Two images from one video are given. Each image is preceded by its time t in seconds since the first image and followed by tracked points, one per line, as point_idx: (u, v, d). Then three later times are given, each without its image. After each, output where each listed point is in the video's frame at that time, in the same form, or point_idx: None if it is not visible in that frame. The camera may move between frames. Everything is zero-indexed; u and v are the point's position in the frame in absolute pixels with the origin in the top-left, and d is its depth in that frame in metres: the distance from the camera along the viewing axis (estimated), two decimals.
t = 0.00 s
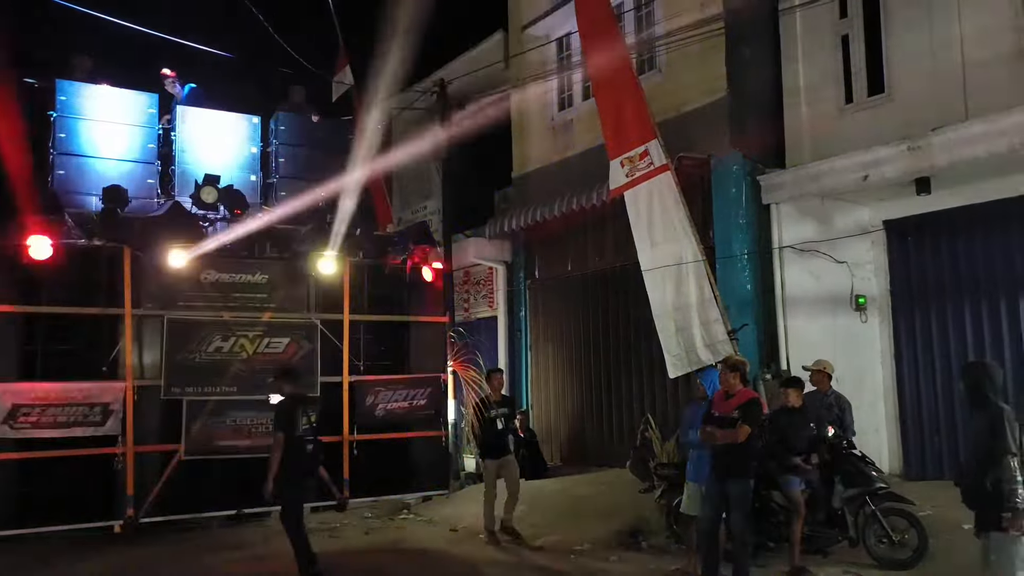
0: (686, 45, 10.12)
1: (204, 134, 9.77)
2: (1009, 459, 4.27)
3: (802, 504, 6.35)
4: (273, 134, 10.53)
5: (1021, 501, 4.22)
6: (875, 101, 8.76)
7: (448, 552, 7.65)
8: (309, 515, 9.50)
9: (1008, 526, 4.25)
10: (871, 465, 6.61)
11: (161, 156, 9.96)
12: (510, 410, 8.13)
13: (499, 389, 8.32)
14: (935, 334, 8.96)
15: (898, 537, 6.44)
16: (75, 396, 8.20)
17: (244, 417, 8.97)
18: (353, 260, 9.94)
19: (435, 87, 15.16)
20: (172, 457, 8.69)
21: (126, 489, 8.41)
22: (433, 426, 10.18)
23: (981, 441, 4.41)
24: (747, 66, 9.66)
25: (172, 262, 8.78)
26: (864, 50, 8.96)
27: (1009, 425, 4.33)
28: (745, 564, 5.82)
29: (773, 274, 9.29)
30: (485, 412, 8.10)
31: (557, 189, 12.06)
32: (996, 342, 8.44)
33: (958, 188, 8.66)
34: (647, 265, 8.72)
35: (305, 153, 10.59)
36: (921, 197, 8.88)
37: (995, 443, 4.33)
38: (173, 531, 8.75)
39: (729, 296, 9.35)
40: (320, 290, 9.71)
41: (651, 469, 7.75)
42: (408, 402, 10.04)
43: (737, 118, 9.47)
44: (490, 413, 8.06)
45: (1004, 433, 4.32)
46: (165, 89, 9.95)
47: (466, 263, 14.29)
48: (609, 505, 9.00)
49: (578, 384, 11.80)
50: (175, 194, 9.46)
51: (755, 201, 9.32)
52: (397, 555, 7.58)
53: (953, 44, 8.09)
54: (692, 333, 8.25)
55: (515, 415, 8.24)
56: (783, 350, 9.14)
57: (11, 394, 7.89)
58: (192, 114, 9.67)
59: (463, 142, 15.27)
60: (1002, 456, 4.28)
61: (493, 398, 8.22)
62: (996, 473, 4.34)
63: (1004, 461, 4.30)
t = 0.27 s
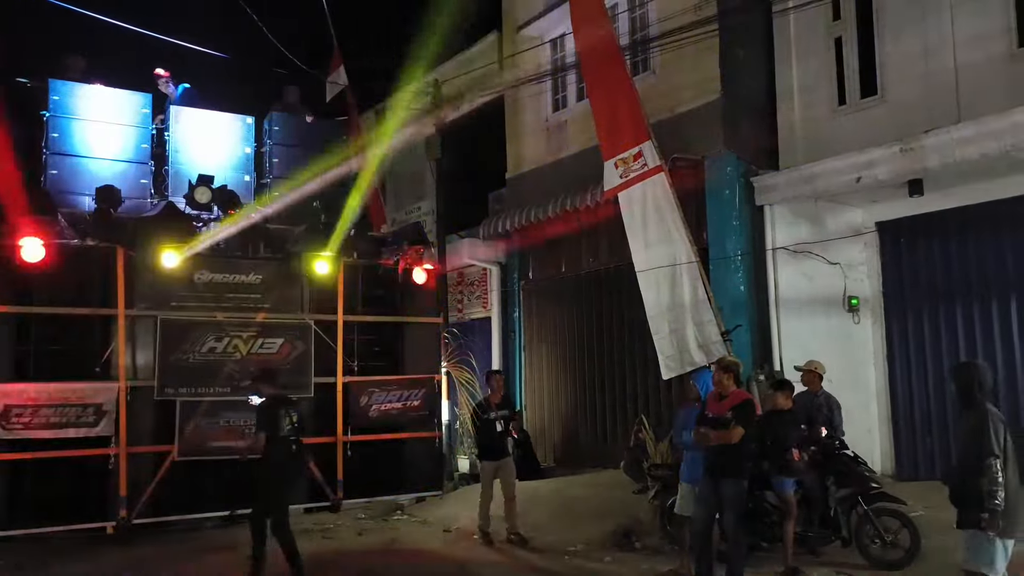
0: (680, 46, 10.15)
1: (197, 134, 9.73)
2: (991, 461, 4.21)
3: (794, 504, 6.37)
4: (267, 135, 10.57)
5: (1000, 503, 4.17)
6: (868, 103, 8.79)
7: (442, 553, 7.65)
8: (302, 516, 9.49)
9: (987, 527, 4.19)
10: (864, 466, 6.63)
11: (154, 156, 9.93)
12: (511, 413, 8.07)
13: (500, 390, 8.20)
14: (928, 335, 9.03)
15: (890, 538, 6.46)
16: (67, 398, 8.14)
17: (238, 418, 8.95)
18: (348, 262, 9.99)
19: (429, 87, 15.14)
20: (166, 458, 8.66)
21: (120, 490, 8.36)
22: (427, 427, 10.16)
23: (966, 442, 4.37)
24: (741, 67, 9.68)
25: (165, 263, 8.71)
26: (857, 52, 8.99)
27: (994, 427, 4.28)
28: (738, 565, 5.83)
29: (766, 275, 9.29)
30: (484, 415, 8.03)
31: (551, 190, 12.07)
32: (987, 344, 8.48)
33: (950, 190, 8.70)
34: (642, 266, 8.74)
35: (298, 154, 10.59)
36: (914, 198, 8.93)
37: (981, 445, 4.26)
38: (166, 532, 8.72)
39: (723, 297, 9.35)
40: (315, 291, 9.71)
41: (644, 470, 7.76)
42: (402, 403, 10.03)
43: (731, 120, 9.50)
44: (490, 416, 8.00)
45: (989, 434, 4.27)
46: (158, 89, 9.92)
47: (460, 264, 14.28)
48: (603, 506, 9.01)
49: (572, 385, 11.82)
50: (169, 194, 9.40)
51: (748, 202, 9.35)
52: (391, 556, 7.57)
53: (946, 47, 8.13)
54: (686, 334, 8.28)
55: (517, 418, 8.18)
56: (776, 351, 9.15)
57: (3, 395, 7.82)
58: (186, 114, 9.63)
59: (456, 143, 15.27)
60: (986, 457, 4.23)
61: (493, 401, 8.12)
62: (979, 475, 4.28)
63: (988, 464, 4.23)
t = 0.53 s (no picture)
0: (677, 45, 10.16)
1: (194, 133, 9.66)
2: (974, 458, 4.23)
3: (791, 503, 6.40)
4: (263, 134, 10.36)
5: (985, 502, 4.17)
6: (864, 103, 8.81)
7: (439, 552, 7.65)
8: (299, 515, 9.48)
9: (972, 525, 4.20)
10: (860, 465, 6.66)
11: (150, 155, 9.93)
12: (518, 413, 8.05)
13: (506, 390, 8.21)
14: (923, 333, 9.06)
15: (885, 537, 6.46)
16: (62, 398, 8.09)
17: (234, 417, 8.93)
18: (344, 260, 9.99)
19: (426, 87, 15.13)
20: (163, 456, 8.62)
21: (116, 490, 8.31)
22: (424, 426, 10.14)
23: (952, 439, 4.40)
24: (737, 68, 9.70)
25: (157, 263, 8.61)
26: (853, 52, 9.01)
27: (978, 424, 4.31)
28: (734, 564, 5.83)
29: (763, 274, 9.26)
30: (491, 414, 8.00)
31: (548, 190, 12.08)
32: (983, 343, 8.51)
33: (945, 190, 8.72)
34: (639, 265, 8.75)
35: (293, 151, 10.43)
36: (910, 199, 8.96)
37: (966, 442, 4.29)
38: (162, 532, 8.71)
39: (719, 297, 9.37)
40: (311, 291, 9.72)
41: (642, 469, 7.79)
42: (399, 403, 10.03)
43: (727, 120, 9.51)
44: (496, 415, 7.98)
45: (974, 430, 4.31)
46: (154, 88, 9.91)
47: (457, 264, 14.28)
48: (600, 505, 9.02)
49: (569, 384, 11.83)
50: (165, 193, 9.34)
51: (745, 202, 9.36)
52: (388, 555, 7.58)
53: (941, 47, 8.15)
54: (682, 333, 8.28)
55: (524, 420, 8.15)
56: (772, 350, 9.14)
57: None
58: (182, 113, 9.57)
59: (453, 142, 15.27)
60: (971, 455, 4.27)
61: (500, 401, 8.12)
62: (964, 473, 4.31)
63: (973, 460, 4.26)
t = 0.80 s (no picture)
0: (675, 44, 10.15)
1: (192, 130, 9.61)
2: (958, 461, 4.35)
3: (788, 500, 6.42)
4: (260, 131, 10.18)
5: (967, 504, 4.30)
6: (862, 101, 8.81)
7: (437, 550, 7.64)
8: (297, 513, 9.48)
9: (955, 527, 4.33)
10: (858, 464, 6.67)
11: (148, 153, 9.92)
12: (518, 411, 8.08)
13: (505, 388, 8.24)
14: (920, 332, 9.06)
15: (883, 535, 6.44)
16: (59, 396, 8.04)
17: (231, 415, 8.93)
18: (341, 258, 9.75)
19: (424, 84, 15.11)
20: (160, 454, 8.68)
21: (114, 489, 8.30)
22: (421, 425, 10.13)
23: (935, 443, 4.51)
24: (735, 65, 9.70)
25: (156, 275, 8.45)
26: (851, 50, 9.01)
27: (961, 427, 4.42)
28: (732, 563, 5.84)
29: (760, 274, 9.30)
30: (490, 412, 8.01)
31: (546, 188, 12.07)
32: (979, 342, 8.52)
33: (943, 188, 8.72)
34: (637, 264, 8.75)
35: (292, 149, 10.25)
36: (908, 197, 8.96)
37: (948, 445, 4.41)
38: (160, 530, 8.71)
39: (717, 297, 9.40)
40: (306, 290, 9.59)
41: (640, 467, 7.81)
42: (396, 402, 9.83)
43: (725, 118, 9.51)
44: (497, 413, 7.99)
45: (955, 434, 4.42)
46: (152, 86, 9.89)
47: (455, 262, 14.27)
48: (597, 504, 9.02)
49: (567, 382, 11.83)
50: (163, 192, 9.34)
51: (742, 201, 9.37)
52: (386, 553, 7.58)
53: (939, 45, 8.15)
54: (680, 332, 8.27)
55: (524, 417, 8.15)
56: (769, 349, 9.16)
57: None
58: (179, 111, 9.52)
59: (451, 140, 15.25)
60: (954, 458, 4.39)
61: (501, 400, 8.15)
62: (947, 475, 4.44)
63: (955, 464, 4.38)
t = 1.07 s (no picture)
0: (673, 43, 10.17)
1: (190, 129, 9.55)
2: (936, 457, 5.06)
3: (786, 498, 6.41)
4: (258, 130, 10.15)
5: (943, 496, 5.02)
6: (860, 100, 8.82)
7: (435, 550, 7.64)
8: (294, 513, 9.46)
9: (931, 518, 5.04)
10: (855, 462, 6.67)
11: (145, 151, 9.89)
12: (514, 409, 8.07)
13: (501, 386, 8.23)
14: (918, 331, 9.08)
15: (880, 534, 6.44)
16: (55, 394, 7.99)
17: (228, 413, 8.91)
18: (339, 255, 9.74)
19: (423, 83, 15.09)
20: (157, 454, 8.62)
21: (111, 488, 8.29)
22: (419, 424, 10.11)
23: (913, 440, 5.26)
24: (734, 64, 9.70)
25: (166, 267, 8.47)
26: (850, 49, 9.01)
27: (934, 427, 5.15)
28: (729, 561, 5.84)
29: (758, 273, 9.28)
30: (486, 411, 7.98)
31: (545, 187, 12.08)
32: (976, 342, 8.55)
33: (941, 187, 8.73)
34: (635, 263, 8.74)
35: (290, 149, 10.20)
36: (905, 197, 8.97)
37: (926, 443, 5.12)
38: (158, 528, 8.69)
39: (716, 296, 9.39)
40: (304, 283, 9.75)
41: (638, 466, 7.83)
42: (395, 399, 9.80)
43: (724, 117, 9.51)
44: (493, 412, 7.96)
45: (930, 434, 5.14)
46: (150, 84, 9.86)
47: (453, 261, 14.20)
48: (596, 503, 9.03)
49: (565, 381, 11.84)
50: (162, 191, 9.29)
51: (740, 199, 9.35)
52: (384, 552, 7.57)
53: (937, 44, 8.15)
54: (678, 331, 8.26)
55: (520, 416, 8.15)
56: (768, 348, 9.15)
57: None
58: (177, 109, 9.47)
59: (449, 140, 15.24)
60: (933, 454, 5.08)
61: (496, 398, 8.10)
62: (926, 469, 5.15)
63: (930, 460, 5.10)
